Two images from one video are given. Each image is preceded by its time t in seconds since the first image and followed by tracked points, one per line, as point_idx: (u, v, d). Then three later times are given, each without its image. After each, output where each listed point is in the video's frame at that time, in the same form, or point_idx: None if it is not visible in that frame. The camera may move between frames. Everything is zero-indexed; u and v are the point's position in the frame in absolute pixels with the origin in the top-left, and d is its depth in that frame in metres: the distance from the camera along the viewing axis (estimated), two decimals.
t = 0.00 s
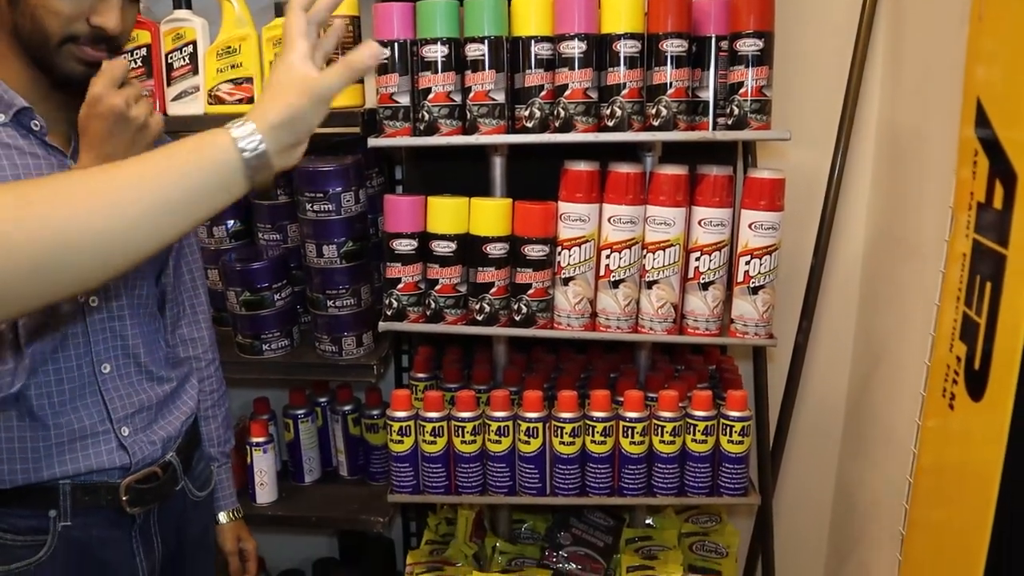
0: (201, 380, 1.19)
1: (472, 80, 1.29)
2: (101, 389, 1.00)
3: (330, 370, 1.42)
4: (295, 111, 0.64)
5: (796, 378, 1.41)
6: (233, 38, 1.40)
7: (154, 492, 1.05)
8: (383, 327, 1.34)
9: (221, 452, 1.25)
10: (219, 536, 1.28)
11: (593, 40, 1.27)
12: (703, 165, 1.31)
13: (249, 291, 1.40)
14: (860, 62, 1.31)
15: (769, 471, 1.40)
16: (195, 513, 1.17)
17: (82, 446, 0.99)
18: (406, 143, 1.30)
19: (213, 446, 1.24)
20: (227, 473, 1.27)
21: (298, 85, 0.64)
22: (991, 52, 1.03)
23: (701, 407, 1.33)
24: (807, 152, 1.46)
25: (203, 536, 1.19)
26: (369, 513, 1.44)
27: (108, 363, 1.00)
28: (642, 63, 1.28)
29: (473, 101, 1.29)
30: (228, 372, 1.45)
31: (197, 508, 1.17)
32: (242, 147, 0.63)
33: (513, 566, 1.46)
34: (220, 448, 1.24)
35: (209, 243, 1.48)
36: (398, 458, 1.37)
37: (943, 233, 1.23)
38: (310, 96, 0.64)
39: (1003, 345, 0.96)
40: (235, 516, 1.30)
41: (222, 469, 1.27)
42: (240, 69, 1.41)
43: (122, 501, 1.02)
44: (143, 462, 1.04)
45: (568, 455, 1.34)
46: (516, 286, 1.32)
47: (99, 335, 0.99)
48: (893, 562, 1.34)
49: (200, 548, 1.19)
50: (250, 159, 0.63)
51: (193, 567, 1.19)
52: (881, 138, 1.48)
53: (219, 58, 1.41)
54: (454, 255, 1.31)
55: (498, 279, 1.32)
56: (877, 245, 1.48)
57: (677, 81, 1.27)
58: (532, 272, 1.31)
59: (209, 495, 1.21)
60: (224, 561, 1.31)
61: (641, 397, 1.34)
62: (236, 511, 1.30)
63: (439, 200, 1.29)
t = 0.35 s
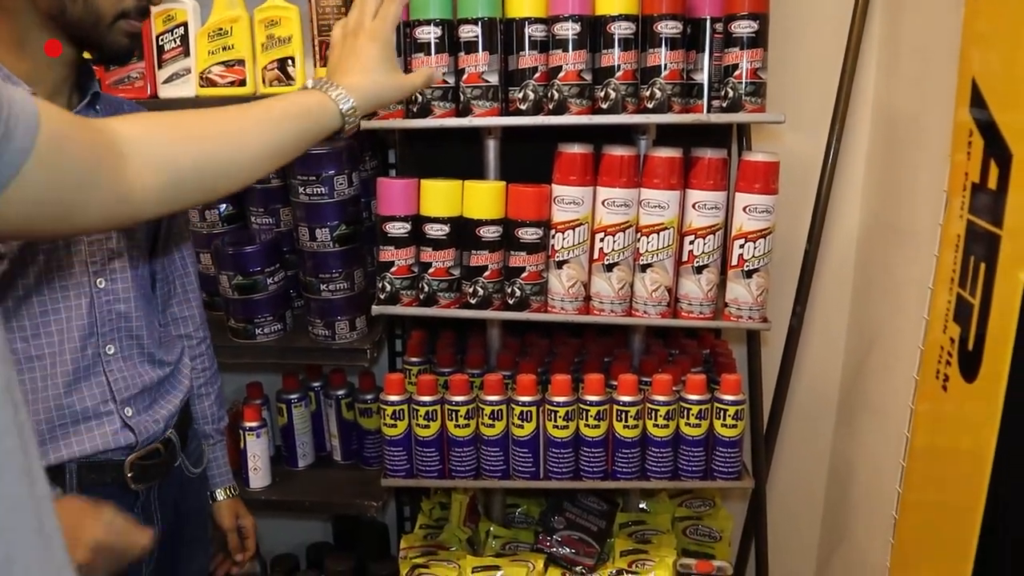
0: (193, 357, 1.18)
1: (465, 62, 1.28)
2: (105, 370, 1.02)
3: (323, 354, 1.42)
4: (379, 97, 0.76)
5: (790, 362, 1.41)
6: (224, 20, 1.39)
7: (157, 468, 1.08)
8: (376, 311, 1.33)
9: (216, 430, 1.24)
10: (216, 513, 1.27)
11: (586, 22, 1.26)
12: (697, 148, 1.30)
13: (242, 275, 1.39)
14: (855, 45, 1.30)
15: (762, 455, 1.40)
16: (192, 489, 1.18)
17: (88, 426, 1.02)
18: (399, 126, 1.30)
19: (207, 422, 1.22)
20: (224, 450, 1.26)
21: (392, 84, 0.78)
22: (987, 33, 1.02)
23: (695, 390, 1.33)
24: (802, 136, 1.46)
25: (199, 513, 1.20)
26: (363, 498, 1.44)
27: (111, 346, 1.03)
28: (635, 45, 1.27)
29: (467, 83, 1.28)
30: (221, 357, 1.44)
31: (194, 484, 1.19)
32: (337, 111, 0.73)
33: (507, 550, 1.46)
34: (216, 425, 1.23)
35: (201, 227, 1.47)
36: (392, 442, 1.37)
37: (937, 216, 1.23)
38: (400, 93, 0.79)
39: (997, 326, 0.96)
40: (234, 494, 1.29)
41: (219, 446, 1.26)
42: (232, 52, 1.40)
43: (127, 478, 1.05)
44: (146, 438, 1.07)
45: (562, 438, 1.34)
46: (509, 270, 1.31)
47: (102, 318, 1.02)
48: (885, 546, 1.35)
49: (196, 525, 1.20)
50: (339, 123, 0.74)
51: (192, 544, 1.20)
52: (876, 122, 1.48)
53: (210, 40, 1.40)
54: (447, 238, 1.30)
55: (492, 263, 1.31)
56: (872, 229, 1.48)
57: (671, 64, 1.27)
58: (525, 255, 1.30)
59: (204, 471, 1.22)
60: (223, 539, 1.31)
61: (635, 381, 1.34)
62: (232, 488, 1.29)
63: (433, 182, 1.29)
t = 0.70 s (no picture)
0: (175, 351, 1.17)
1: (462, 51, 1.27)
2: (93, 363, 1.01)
3: (321, 345, 1.42)
4: (430, 92, 0.87)
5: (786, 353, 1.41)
6: (219, 8, 1.38)
7: (146, 464, 1.10)
8: (373, 302, 1.33)
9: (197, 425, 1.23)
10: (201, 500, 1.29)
11: (584, 11, 1.26)
12: (695, 138, 1.30)
13: (238, 266, 1.39)
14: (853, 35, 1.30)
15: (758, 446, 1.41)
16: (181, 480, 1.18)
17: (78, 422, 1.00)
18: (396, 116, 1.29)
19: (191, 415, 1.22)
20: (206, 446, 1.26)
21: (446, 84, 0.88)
22: (985, 24, 1.02)
23: (692, 381, 1.33)
24: (800, 127, 1.46)
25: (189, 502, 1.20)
26: (360, 488, 1.44)
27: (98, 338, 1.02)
28: (633, 35, 1.27)
29: (464, 72, 1.27)
30: (218, 347, 1.44)
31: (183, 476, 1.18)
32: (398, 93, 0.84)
33: (504, 541, 1.47)
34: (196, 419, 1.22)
35: (198, 217, 1.47)
36: (389, 433, 1.37)
37: (935, 208, 1.23)
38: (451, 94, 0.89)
39: (993, 319, 0.96)
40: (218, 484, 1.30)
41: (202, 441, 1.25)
42: (228, 40, 1.38)
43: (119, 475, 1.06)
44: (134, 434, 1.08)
45: (559, 430, 1.34)
46: (506, 261, 1.31)
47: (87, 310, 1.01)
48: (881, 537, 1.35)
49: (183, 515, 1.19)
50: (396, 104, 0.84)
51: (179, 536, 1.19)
52: (874, 113, 1.47)
53: (206, 29, 1.39)
54: (444, 229, 1.30)
55: (489, 254, 1.31)
56: (869, 220, 1.48)
57: (669, 54, 1.26)
58: (523, 246, 1.30)
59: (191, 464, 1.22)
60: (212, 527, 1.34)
61: (632, 372, 1.34)
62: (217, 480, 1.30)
63: (429, 173, 1.28)
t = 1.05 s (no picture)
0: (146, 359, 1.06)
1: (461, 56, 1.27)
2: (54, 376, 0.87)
3: (319, 350, 1.42)
4: (481, 75, 0.98)
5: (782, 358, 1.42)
6: (217, 14, 1.38)
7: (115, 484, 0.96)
8: (371, 306, 1.33)
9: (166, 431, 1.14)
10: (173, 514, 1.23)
11: (583, 18, 1.26)
12: (693, 144, 1.30)
13: (236, 270, 1.39)
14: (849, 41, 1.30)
15: (755, 450, 1.41)
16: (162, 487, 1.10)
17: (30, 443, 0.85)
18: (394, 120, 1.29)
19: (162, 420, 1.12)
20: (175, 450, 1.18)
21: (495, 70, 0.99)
22: (980, 31, 1.03)
23: (690, 386, 1.34)
24: (797, 132, 1.46)
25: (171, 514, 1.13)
26: (358, 493, 1.44)
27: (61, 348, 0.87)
28: (631, 41, 1.27)
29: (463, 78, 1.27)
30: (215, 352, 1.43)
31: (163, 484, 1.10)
32: (454, 76, 0.94)
33: (501, 546, 1.48)
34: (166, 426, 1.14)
35: (195, 222, 1.47)
36: (387, 438, 1.37)
37: (931, 213, 1.24)
38: (498, 81, 1.01)
39: (990, 322, 0.97)
40: (190, 494, 1.27)
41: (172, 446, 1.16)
42: (226, 46, 1.39)
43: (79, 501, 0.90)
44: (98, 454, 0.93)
45: (557, 434, 1.34)
46: (505, 265, 1.31)
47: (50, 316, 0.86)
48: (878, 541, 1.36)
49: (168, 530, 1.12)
50: (451, 85, 0.95)
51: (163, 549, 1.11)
52: (869, 119, 1.48)
53: (204, 34, 1.40)
54: (443, 234, 1.30)
55: (487, 258, 1.31)
56: (865, 225, 1.48)
57: (667, 60, 1.27)
58: (521, 251, 1.30)
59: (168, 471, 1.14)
60: (182, 537, 1.32)
61: (630, 376, 1.34)
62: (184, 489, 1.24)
63: (428, 177, 1.28)
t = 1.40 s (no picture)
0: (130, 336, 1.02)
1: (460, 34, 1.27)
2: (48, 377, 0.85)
3: (320, 329, 1.42)
4: (453, 59, 1.04)
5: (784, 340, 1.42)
6: None
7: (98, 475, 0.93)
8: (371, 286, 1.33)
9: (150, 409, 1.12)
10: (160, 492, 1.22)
11: None
12: (694, 123, 1.30)
13: (235, 250, 1.39)
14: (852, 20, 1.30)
15: (756, 430, 1.42)
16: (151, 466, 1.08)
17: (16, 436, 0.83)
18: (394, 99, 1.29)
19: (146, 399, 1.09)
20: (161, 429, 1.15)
21: (466, 55, 1.06)
22: (984, 6, 1.02)
23: (690, 365, 1.34)
24: (797, 113, 1.46)
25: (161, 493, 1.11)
26: (359, 472, 1.44)
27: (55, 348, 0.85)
28: (633, 19, 1.27)
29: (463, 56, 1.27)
30: (216, 332, 1.43)
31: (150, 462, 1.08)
32: (427, 59, 0.99)
33: (502, 525, 1.49)
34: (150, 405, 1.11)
35: (195, 201, 1.47)
36: (387, 417, 1.37)
37: (932, 193, 1.24)
38: (471, 62, 1.07)
39: (992, 298, 0.97)
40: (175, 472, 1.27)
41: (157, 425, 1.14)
42: (224, 25, 1.38)
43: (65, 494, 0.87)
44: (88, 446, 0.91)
45: (557, 413, 1.34)
46: (505, 244, 1.31)
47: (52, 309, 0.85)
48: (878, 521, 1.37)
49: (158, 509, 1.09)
50: (425, 68, 1.00)
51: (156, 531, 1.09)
52: (871, 100, 1.48)
53: (202, 13, 1.39)
54: (443, 213, 1.30)
55: (488, 237, 1.31)
56: (866, 206, 1.49)
57: (667, 38, 1.26)
58: (522, 230, 1.30)
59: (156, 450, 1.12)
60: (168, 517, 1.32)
61: (630, 355, 1.34)
62: (172, 467, 1.23)
63: (428, 155, 1.28)
